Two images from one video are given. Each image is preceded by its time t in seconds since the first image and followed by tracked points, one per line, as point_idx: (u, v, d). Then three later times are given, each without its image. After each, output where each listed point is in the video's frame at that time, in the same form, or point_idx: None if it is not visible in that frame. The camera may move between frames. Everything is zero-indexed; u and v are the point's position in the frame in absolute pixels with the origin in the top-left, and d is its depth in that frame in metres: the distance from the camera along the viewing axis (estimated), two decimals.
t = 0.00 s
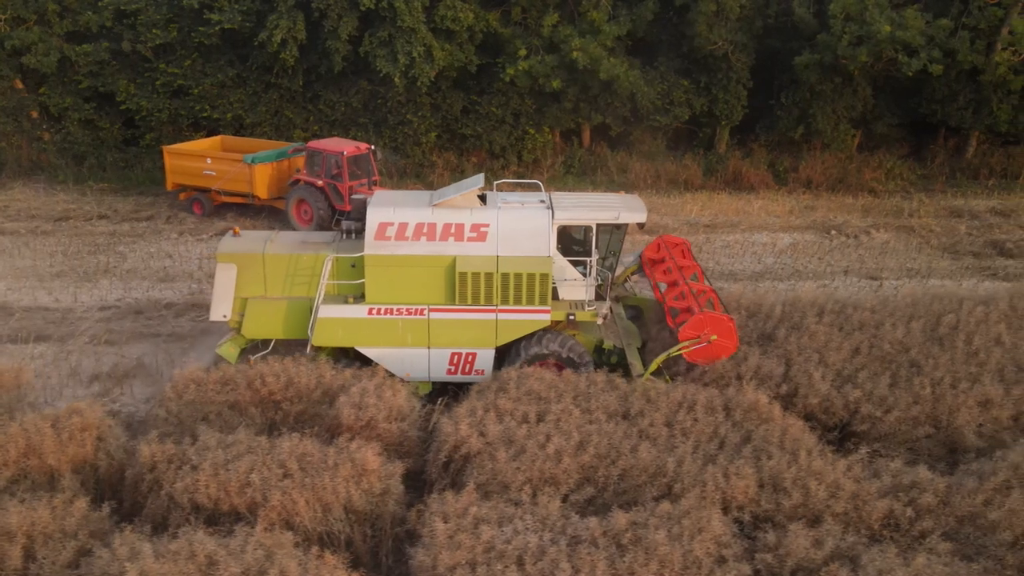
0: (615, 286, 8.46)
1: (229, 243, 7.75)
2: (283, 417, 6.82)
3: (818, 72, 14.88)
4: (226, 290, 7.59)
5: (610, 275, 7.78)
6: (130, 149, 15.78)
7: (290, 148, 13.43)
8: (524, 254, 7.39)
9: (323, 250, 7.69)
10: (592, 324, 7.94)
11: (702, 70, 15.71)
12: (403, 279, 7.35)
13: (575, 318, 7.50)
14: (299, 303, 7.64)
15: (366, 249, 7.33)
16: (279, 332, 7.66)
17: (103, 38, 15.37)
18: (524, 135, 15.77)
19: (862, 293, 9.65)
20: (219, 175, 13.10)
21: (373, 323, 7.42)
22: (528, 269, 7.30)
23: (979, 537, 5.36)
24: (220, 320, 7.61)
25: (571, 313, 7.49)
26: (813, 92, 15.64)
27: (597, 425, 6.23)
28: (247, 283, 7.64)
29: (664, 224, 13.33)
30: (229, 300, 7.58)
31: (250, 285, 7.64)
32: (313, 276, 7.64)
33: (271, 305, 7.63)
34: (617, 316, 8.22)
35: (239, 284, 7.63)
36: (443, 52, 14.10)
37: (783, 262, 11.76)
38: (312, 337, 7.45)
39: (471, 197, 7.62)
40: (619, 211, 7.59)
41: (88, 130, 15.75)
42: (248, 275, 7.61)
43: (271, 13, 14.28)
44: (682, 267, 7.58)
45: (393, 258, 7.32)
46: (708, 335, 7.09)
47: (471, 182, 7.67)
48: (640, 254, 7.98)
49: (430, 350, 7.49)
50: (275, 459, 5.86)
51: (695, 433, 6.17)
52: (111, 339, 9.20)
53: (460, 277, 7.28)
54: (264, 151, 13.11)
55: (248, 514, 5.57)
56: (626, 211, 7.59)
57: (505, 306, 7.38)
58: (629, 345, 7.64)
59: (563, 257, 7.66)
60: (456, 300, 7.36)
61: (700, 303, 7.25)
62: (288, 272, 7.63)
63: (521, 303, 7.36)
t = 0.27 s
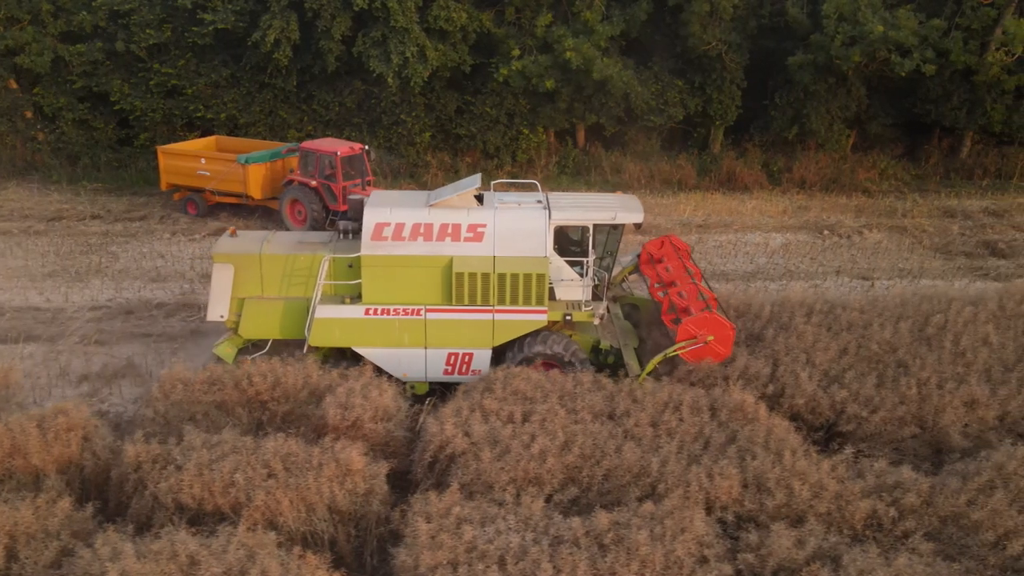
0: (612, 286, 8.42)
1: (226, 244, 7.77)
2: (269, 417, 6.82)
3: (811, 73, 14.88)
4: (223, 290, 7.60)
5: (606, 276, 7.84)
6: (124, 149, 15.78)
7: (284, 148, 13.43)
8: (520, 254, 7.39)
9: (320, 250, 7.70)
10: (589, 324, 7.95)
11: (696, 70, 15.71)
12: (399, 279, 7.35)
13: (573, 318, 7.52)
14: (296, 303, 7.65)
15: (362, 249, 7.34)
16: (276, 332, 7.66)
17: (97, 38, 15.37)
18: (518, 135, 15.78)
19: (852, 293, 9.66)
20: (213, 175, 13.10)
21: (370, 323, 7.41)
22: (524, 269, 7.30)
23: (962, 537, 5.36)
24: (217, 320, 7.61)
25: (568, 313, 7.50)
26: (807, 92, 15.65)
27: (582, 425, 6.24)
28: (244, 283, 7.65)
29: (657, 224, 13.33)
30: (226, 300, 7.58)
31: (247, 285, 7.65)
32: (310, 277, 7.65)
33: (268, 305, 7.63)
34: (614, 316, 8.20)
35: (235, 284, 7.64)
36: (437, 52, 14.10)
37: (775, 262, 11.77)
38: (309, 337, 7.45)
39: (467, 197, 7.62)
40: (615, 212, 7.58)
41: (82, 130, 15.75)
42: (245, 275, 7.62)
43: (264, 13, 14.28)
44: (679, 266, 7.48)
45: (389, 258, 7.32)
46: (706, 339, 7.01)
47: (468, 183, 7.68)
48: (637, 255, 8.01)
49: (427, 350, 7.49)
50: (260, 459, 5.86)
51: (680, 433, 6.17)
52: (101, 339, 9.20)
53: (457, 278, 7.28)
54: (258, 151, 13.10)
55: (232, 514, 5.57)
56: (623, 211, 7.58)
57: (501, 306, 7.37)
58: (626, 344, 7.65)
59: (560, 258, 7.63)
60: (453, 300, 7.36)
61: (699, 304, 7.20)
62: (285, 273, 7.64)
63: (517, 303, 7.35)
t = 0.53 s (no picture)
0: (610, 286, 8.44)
1: (224, 243, 7.77)
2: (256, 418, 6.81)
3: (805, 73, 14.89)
4: (221, 290, 7.58)
5: (604, 276, 7.81)
6: (118, 149, 15.78)
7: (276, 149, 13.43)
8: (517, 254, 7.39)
9: (317, 250, 7.70)
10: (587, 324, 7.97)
11: (690, 70, 15.71)
12: (397, 279, 7.35)
13: (570, 318, 7.53)
14: (293, 303, 7.65)
15: (359, 249, 7.34)
16: (273, 332, 7.66)
17: (91, 38, 15.37)
18: (512, 135, 15.78)
19: (843, 293, 9.67)
20: (205, 175, 13.10)
21: (367, 324, 7.41)
22: (521, 270, 7.30)
23: (945, 538, 5.37)
24: (215, 320, 7.59)
25: (565, 314, 7.51)
26: (801, 92, 15.65)
27: (568, 425, 6.24)
28: (241, 283, 7.65)
29: (651, 224, 13.33)
30: (224, 300, 7.57)
31: (245, 285, 7.64)
32: (307, 277, 7.64)
33: (266, 305, 7.63)
34: (611, 317, 8.23)
35: (233, 284, 7.64)
36: (430, 53, 14.11)
37: (768, 262, 11.77)
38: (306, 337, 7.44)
39: (464, 197, 7.63)
40: (613, 213, 7.57)
41: (76, 130, 15.74)
42: (242, 274, 7.62)
43: (258, 13, 14.29)
44: (677, 266, 7.56)
45: (387, 258, 7.32)
46: (703, 340, 7.16)
47: (465, 183, 7.68)
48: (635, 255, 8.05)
49: (424, 350, 7.48)
50: (245, 459, 5.86)
51: (665, 433, 6.17)
52: (91, 339, 9.20)
53: (454, 278, 7.27)
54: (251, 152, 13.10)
55: (216, 514, 5.58)
56: (620, 211, 7.57)
57: (498, 307, 7.36)
58: (623, 345, 7.68)
59: (558, 258, 7.65)
60: (450, 300, 7.35)
61: (694, 306, 7.29)
62: (282, 272, 7.64)
63: (514, 304, 7.34)
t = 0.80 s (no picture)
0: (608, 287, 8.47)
1: (222, 243, 7.78)
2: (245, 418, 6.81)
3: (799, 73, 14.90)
4: (219, 290, 7.61)
5: (601, 276, 7.78)
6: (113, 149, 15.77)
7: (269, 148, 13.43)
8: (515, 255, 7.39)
9: (315, 250, 7.70)
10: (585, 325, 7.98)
11: (685, 70, 15.71)
12: (395, 279, 7.36)
13: (567, 319, 7.51)
14: (291, 303, 7.66)
15: (357, 249, 7.34)
16: (270, 332, 7.67)
17: (86, 38, 15.37)
18: (507, 135, 15.79)
19: (834, 293, 9.68)
20: (199, 175, 13.11)
21: (365, 324, 7.41)
22: (519, 270, 7.30)
23: (931, 538, 5.37)
24: (213, 319, 7.62)
25: (562, 314, 7.50)
26: (796, 92, 15.65)
27: (555, 425, 6.24)
28: (239, 283, 7.67)
29: (645, 224, 13.33)
30: (222, 300, 7.59)
31: (243, 285, 7.66)
32: (305, 277, 7.65)
33: (264, 305, 7.64)
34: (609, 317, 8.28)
35: (231, 283, 7.65)
36: (424, 53, 14.11)
37: (761, 262, 11.77)
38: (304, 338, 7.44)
39: (462, 197, 7.62)
40: (610, 213, 7.55)
41: (71, 130, 15.74)
42: (240, 274, 7.63)
43: (252, 13, 14.29)
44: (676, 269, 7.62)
45: (384, 258, 7.33)
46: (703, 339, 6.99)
47: (463, 183, 7.68)
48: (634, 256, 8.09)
49: (421, 351, 7.48)
50: (231, 459, 5.86)
51: (652, 433, 6.16)
52: (83, 339, 9.20)
53: (451, 278, 7.27)
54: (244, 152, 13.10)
55: (202, 514, 5.58)
56: (618, 212, 7.55)
57: (496, 307, 7.36)
58: (621, 347, 7.69)
59: (555, 258, 7.63)
60: (448, 300, 7.35)
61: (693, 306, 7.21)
62: (280, 273, 7.65)
63: (511, 304, 7.34)
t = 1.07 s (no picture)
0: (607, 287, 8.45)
1: (219, 243, 7.77)
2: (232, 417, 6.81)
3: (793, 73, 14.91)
4: (216, 290, 7.60)
5: (598, 276, 7.77)
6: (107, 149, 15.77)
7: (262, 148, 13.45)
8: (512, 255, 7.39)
9: (313, 251, 7.68)
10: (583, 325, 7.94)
11: (679, 70, 15.72)
12: (392, 279, 7.36)
13: (564, 318, 7.48)
14: (288, 303, 7.64)
15: (354, 249, 7.34)
16: (267, 332, 7.66)
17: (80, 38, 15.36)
18: (501, 135, 15.79)
19: (824, 293, 9.68)
20: (191, 175, 13.12)
21: (362, 323, 7.40)
22: (516, 270, 7.29)
23: (915, 537, 5.37)
24: (210, 319, 7.60)
25: (560, 314, 7.46)
26: (790, 92, 15.66)
27: (541, 425, 6.24)
28: (237, 283, 7.65)
29: (638, 224, 13.33)
30: (219, 300, 7.58)
31: (240, 285, 7.65)
32: (302, 277, 7.64)
33: (261, 305, 7.63)
34: (608, 317, 8.21)
35: (228, 283, 7.64)
36: (418, 52, 14.12)
37: (753, 262, 11.77)
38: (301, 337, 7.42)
39: (460, 197, 7.63)
40: (607, 212, 7.58)
41: (66, 130, 15.74)
42: (238, 274, 7.62)
43: (246, 13, 14.30)
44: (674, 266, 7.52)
45: (382, 258, 7.33)
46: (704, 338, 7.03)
47: (461, 183, 7.69)
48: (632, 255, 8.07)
49: (419, 350, 7.46)
50: (217, 459, 5.86)
51: (638, 433, 6.16)
52: (74, 339, 9.19)
53: (449, 278, 7.27)
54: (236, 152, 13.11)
55: (187, 514, 5.57)
56: (615, 211, 7.59)
57: (493, 307, 7.35)
58: (618, 346, 7.66)
59: (553, 258, 7.65)
60: (445, 300, 7.35)
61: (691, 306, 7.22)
62: (277, 273, 7.64)
63: (509, 304, 7.33)
